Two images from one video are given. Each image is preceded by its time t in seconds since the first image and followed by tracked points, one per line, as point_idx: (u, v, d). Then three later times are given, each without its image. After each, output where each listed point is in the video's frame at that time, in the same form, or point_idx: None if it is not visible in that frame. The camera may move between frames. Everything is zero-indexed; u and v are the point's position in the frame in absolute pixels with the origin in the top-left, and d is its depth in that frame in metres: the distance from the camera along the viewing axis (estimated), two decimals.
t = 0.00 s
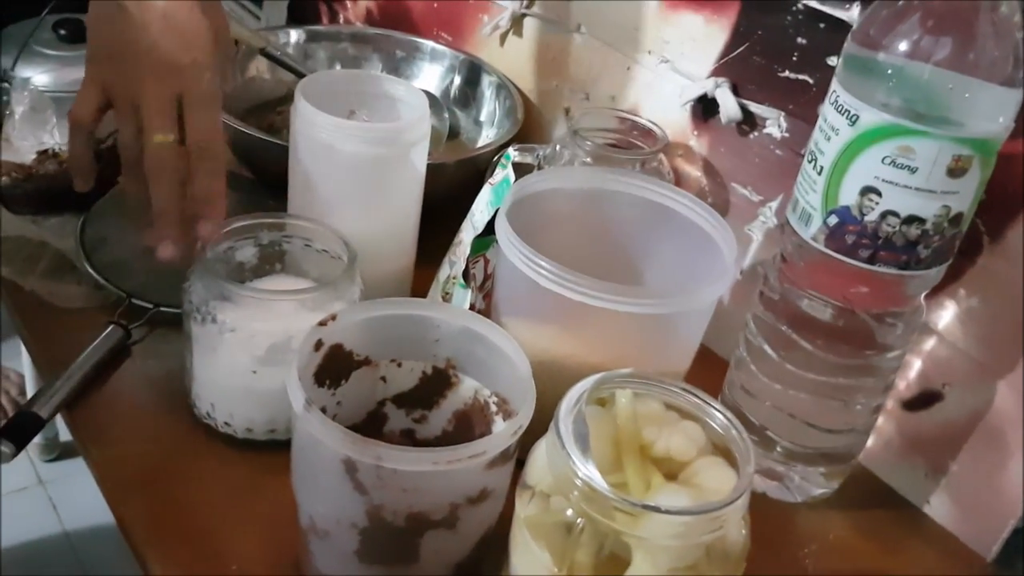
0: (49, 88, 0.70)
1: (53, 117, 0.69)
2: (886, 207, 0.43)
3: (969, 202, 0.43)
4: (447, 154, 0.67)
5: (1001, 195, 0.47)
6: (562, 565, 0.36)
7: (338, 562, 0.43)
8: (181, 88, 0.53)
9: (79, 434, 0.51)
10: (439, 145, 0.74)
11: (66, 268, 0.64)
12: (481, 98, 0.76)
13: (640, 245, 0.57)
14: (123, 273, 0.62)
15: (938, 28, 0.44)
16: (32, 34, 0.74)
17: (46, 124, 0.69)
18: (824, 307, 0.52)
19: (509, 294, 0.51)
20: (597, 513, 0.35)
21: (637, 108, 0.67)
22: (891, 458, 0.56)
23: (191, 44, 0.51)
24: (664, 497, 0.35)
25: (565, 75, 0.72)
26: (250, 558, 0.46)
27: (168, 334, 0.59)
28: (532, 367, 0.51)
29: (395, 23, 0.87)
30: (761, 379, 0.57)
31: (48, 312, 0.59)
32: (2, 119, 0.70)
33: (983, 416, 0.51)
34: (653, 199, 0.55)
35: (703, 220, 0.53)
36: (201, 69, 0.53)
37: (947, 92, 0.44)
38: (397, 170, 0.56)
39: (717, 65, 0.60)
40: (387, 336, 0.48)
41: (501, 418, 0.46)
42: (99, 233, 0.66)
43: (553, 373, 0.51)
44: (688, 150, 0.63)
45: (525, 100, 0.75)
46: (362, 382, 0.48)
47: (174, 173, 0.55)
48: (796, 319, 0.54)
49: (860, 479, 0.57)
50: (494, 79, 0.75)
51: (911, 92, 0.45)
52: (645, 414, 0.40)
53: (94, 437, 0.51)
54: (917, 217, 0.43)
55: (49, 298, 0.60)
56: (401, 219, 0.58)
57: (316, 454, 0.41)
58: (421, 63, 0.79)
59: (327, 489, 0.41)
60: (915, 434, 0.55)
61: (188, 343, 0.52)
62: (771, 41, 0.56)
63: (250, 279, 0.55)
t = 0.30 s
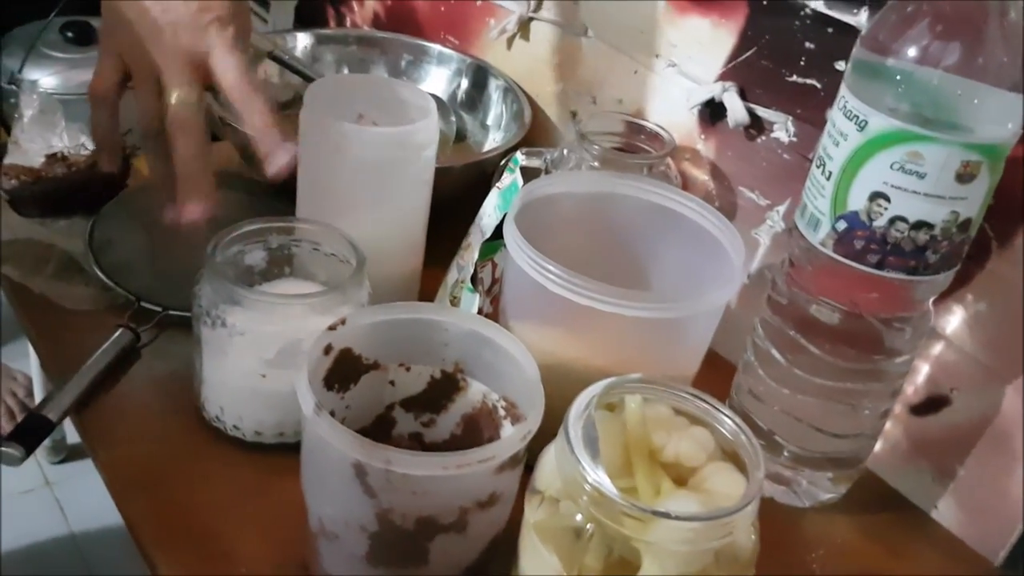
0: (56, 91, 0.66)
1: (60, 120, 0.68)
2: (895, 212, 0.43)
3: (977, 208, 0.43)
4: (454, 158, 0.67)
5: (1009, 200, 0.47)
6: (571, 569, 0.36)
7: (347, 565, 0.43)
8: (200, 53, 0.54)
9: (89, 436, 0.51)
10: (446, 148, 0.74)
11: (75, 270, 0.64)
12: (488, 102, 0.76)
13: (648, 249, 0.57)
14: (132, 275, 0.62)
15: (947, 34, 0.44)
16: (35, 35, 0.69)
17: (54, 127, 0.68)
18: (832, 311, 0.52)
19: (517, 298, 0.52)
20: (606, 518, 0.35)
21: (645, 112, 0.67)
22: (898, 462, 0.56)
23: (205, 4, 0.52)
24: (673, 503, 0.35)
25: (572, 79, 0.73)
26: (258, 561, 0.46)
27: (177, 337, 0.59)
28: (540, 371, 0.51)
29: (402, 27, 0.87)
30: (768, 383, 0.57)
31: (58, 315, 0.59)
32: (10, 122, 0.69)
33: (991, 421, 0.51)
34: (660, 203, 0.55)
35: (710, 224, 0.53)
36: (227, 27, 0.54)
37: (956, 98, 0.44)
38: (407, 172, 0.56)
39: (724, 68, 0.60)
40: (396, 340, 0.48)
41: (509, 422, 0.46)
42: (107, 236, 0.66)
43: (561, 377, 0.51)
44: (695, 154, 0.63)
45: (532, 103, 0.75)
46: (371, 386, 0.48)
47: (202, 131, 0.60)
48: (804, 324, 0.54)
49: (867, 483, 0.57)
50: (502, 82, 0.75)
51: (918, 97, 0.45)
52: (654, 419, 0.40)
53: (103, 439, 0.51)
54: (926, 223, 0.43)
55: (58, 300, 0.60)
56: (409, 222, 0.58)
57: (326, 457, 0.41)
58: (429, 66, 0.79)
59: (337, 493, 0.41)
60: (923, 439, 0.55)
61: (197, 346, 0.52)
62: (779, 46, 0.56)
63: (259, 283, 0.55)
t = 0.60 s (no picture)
0: (60, 96, 0.71)
1: (66, 125, 0.71)
2: (904, 221, 0.43)
3: (986, 217, 0.43)
4: (459, 164, 0.67)
5: (1017, 208, 0.47)
6: None
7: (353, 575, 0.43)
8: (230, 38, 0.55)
9: (93, 444, 0.51)
10: (451, 153, 0.74)
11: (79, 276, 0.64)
12: (492, 107, 0.76)
13: (655, 257, 0.56)
14: (136, 282, 0.62)
15: (956, 43, 0.44)
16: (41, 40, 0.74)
17: (60, 133, 0.71)
18: (839, 319, 0.52)
19: (523, 306, 0.51)
20: (613, 529, 0.35)
21: (650, 118, 0.66)
22: (905, 471, 0.56)
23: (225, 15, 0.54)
24: (681, 515, 0.35)
25: (577, 84, 0.72)
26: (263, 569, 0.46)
27: (181, 343, 0.59)
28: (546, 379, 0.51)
29: (406, 32, 0.87)
30: (774, 392, 0.57)
31: (62, 321, 0.59)
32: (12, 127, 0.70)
33: (998, 430, 0.50)
34: (668, 210, 0.55)
35: (718, 232, 0.53)
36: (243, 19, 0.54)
37: (965, 106, 0.44)
38: (413, 180, 0.56)
39: (731, 75, 0.60)
40: (401, 347, 0.48)
41: (515, 430, 0.46)
42: (112, 241, 0.66)
43: (567, 385, 0.51)
44: (701, 159, 0.63)
45: (537, 109, 0.75)
46: (377, 394, 0.48)
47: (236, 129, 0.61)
48: (811, 332, 0.54)
49: (873, 492, 0.57)
50: (506, 88, 0.75)
51: (927, 105, 0.44)
52: (661, 430, 0.39)
53: (108, 447, 0.51)
54: (935, 231, 0.42)
55: (62, 306, 0.60)
56: (413, 230, 0.58)
57: (331, 467, 0.41)
58: (433, 72, 0.79)
59: (343, 504, 0.41)
60: (930, 447, 0.54)
61: (201, 353, 0.52)
62: (786, 52, 0.56)
63: (264, 289, 0.55)
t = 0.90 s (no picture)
0: (67, 100, 0.70)
1: (74, 129, 0.71)
2: (911, 225, 0.43)
3: (993, 221, 0.43)
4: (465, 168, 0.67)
5: None
6: None
7: None
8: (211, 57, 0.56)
9: (102, 447, 0.51)
10: (457, 157, 0.74)
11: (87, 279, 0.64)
12: (498, 111, 0.77)
13: (662, 260, 0.57)
14: (144, 286, 0.62)
15: (963, 48, 0.44)
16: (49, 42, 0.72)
17: (68, 137, 0.71)
18: (846, 324, 0.52)
19: (530, 310, 0.51)
20: (621, 534, 0.35)
21: (656, 122, 0.67)
22: (911, 474, 0.56)
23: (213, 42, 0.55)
24: (690, 519, 0.35)
25: (583, 88, 0.73)
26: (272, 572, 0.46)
27: (189, 346, 0.59)
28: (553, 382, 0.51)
29: (412, 36, 0.88)
30: (781, 396, 0.57)
31: (70, 324, 0.59)
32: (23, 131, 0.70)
33: (1005, 435, 0.50)
34: (675, 214, 0.55)
35: (725, 237, 0.53)
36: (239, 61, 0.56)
37: (973, 111, 0.44)
38: (420, 182, 0.56)
39: (737, 79, 0.60)
40: (409, 351, 0.48)
41: (523, 434, 0.46)
42: (121, 245, 0.66)
43: (574, 389, 0.51)
44: (707, 163, 0.63)
45: (543, 114, 0.76)
46: (384, 397, 0.48)
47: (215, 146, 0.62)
48: (818, 336, 0.54)
49: (880, 495, 0.57)
50: (512, 92, 0.75)
51: (935, 110, 0.44)
52: (670, 434, 0.40)
53: (117, 450, 0.51)
54: (942, 236, 0.42)
55: (70, 310, 0.60)
56: (421, 233, 0.58)
57: (340, 471, 0.41)
58: (439, 76, 0.80)
59: (353, 507, 0.41)
60: (936, 452, 0.54)
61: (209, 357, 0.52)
62: (792, 56, 0.56)
63: (272, 293, 0.55)
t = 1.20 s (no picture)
0: (71, 107, 0.73)
1: (79, 137, 0.72)
2: (913, 232, 0.43)
3: (995, 228, 0.43)
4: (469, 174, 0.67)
5: None
6: None
7: None
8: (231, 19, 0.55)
9: (109, 453, 0.51)
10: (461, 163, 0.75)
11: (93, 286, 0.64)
12: (502, 118, 0.77)
13: (665, 267, 0.57)
14: (150, 292, 0.62)
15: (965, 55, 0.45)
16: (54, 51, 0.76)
17: (74, 144, 0.72)
18: (848, 330, 0.52)
19: (534, 316, 0.52)
20: (626, 540, 0.35)
21: (659, 129, 0.67)
22: (914, 480, 0.56)
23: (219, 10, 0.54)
24: (694, 525, 0.35)
25: (586, 95, 0.73)
26: None
27: (194, 352, 0.59)
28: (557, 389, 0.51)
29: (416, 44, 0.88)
30: (783, 402, 0.57)
31: (76, 331, 0.59)
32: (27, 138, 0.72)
33: (1007, 440, 0.50)
34: (678, 221, 0.55)
35: (729, 243, 0.53)
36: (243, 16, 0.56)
37: (973, 119, 0.44)
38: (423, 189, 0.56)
39: (739, 86, 0.60)
40: (413, 358, 0.48)
41: (527, 440, 0.46)
42: (127, 251, 0.66)
43: (577, 395, 0.51)
44: (710, 170, 0.64)
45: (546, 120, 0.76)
46: (389, 404, 0.48)
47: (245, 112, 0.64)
48: (820, 342, 0.54)
49: (883, 501, 0.57)
50: (516, 99, 0.76)
51: (937, 117, 0.45)
52: (673, 440, 0.40)
53: (123, 456, 0.51)
54: (944, 243, 0.43)
55: (76, 316, 0.61)
56: (425, 240, 0.58)
57: (345, 476, 0.41)
58: (443, 82, 0.80)
59: (358, 513, 0.41)
60: (939, 457, 0.54)
61: (214, 364, 0.52)
62: (795, 64, 0.56)
63: (277, 299, 0.56)
